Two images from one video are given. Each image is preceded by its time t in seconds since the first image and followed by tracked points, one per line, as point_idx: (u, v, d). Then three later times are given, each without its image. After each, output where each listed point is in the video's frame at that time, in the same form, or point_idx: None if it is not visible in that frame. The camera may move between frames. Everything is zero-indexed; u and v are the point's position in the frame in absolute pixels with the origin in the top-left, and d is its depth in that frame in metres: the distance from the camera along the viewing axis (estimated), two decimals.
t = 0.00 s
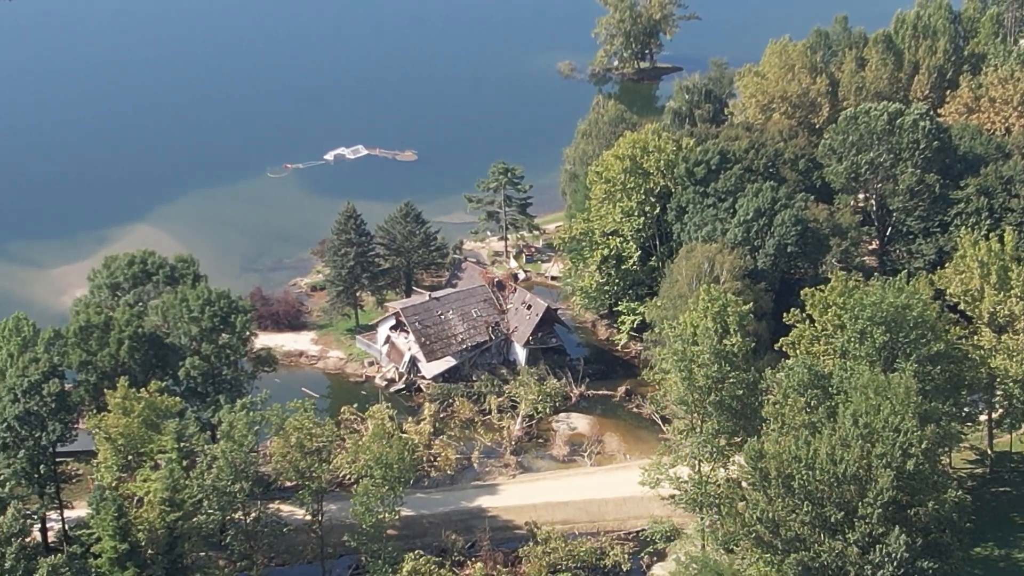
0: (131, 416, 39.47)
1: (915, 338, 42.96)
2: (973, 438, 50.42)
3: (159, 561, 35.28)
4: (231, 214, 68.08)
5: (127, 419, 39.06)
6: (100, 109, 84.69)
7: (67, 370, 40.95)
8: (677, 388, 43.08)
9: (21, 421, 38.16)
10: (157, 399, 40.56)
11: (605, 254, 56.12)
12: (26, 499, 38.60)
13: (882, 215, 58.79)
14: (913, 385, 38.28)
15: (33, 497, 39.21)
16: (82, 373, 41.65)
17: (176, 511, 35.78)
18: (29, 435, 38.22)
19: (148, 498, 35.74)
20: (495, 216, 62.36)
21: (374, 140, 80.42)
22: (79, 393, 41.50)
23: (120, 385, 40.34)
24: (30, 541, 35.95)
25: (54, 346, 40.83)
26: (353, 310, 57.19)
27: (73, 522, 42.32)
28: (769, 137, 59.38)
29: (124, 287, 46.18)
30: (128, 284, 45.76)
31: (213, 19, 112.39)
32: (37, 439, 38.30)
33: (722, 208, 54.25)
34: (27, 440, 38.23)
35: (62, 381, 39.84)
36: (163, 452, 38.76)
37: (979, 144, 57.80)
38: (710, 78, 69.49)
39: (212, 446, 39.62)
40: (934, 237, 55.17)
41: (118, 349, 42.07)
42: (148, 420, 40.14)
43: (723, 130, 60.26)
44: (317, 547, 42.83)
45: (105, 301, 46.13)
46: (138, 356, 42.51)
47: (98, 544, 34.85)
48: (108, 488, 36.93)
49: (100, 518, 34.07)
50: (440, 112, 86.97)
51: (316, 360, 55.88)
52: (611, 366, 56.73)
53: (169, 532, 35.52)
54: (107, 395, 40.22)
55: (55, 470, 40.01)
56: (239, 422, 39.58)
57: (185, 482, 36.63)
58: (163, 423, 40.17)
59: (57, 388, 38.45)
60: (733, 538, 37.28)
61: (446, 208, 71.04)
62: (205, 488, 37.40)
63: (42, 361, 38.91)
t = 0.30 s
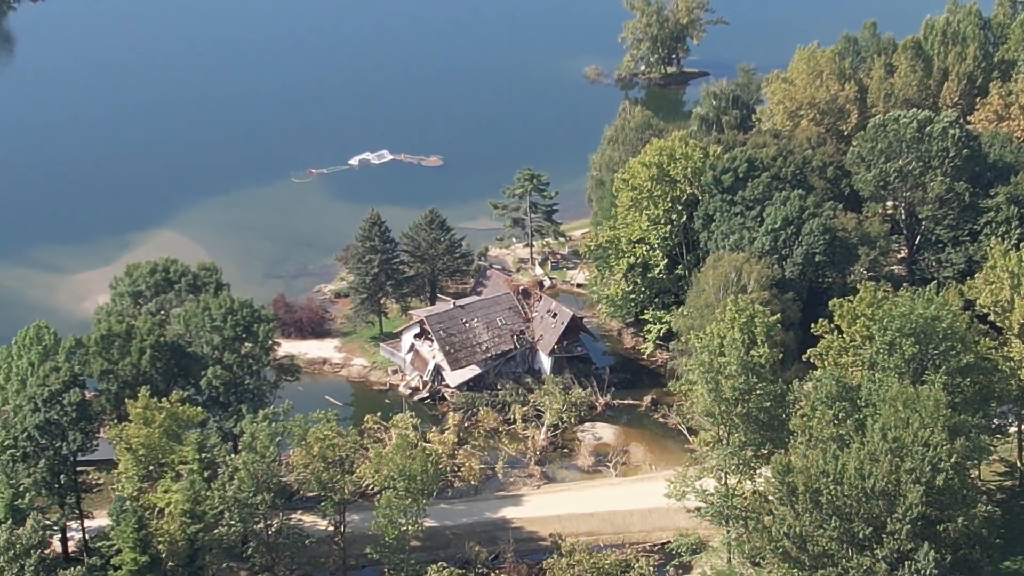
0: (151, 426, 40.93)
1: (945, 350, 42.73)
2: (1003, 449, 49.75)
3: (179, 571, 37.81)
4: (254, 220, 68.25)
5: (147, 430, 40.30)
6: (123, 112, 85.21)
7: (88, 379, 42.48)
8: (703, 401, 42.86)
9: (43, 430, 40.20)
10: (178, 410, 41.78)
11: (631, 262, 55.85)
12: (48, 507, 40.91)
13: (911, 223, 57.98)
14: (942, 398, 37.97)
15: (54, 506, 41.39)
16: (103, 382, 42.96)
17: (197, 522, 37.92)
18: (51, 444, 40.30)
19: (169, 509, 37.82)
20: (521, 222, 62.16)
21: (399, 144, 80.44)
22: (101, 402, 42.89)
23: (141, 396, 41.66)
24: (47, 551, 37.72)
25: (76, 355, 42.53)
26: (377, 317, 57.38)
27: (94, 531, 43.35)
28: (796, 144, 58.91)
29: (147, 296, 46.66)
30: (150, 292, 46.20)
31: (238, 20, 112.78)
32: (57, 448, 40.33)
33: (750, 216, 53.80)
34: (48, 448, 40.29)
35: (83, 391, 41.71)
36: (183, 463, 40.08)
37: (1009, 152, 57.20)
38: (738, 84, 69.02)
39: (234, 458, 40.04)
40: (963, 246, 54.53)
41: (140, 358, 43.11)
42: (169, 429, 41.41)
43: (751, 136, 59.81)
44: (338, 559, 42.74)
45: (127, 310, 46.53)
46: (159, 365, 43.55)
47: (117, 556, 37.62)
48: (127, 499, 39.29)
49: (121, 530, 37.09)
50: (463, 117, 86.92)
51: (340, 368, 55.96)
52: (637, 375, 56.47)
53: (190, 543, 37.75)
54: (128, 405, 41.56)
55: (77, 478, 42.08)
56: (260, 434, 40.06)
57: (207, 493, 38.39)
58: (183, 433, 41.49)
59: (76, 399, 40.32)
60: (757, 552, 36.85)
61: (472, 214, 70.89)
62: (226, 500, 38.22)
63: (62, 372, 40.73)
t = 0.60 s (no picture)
0: (156, 438, 40.78)
1: (958, 361, 42.33)
2: (1016, 461, 49.16)
3: None
4: (261, 226, 67.94)
5: (151, 442, 40.16)
6: (130, 117, 85.03)
7: (92, 390, 42.38)
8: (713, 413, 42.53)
9: (45, 441, 40.31)
10: (183, 421, 41.72)
11: (641, 270, 55.24)
12: (52, 520, 41.01)
13: (923, 231, 57.30)
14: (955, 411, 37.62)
15: (57, 519, 41.44)
16: (107, 393, 42.83)
17: (201, 536, 37.64)
18: (54, 455, 40.42)
19: (173, 522, 37.57)
20: (529, 229, 61.79)
21: (407, 150, 80.06)
22: (104, 413, 42.70)
23: (145, 407, 41.54)
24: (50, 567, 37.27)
25: (79, 366, 42.39)
26: (384, 325, 56.95)
27: (97, 544, 43.52)
28: (807, 151, 58.45)
29: (151, 306, 46.34)
30: (155, 302, 45.92)
31: (245, 24, 112.67)
32: (60, 460, 40.44)
33: (760, 224, 53.30)
34: (51, 460, 40.43)
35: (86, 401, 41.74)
36: (188, 475, 39.82)
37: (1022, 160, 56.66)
38: (748, 90, 68.58)
39: (239, 470, 39.98)
40: (976, 255, 54.02)
41: (144, 369, 43.04)
42: (173, 441, 41.25)
43: (761, 144, 59.38)
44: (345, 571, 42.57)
45: (132, 320, 46.19)
46: (164, 376, 43.49)
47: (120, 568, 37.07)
48: (132, 512, 39.25)
49: (125, 543, 36.58)
50: (470, 121, 86.84)
51: (347, 377, 55.65)
52: (646, 385, 56.06)
53: (194, 557, 37.57)
54: (132, 417, 41.42)
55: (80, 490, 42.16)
56: (265, 446, 39.84)
57: (211, 506, 38.07)
58: (188, 445, 41.26)
59: (80, 410, 40.46)
60: (769, 567, 35.75)
61: (479, 220, 70.22)
62: (230, 513, 38.01)
63: (66, 382, 40.79)
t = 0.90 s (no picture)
0: (151, 451, 40.03)
1: (962, 373, 41.66)
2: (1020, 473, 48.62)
3: None
4: (259, 233, 67.43)
5: (147, 456, 39.42)
6: (127, 123, 84.57)
7: (86, 402, 41.58)
8: (715, 426, 42.11)
9: (39, 454, 39.56)
10: (179, 434, 40.92)
11: (641, 279, 54.84)
12: (44, 534, 40.66)
13: (926, 239, 56.94)
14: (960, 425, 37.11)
15: (51, 532, 41.17)
16: (102, 406, 41.96)
17: (197, 552, 37.05)
18: (48, 469, 39.74)
19: (168, 537, 36.98)
20: (529, 237, 61.27)
21: (405, 156, 79.54)
22: (99, 425, 42.02)
23: (140, 419, 40.70)
24: None
25: (74, 378, 41.77)
26: (382, 334, 56.46)
27: (91, 557, 43.33)
28: (810, 159, 57.94)
29: (146, 317, 45.86)
30: (151, 313, 45.42)
31: (245, 28, 112.27)
32: (54, 473, 39.80)
33: (762, 233, 52.74)
34: (45, 473, 39.80)
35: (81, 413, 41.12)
36: (183, 490, 39.24)
37: None
38: (750, 96, 68.01)
39: (235, 485, 39.46)
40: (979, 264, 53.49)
41: (140, 381, 42.40)
42: (169, 455, 40.64)
43: (763, 151, 58.90)
44: None
45: (127, 331, 45.83)
46: (160, 388, 42.84)
47: None
48: (127, 528, 38.50)
49: (119, 559, 36.55)
50: (470, 127, 86.36)
51: (344, 387, 55.15)
52: (647, 395, 55.55)
53: (189, 573, 36.86)
54: (127, 430, 40.64)
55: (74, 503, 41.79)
56: (262, 460, 39.42)
57: (207, 521, 37.52)
58: (184, 458, 40.66)
59: (75, 423, 39.81)
60: None
61: (479, 227, 69.77)
62: (226, 527, 37.42)
63: (60, 395, 40.17)
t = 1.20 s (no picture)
0: (146, 466, 39.50)
1: (967, 387, 41.00)
2: None
3: None
4: (257, 240, 66.91)
5: (142, 471, 38.90)
6: (124, 129, 83.98)
7: (81, 416, 41.28)
8: (717, 441, 41.64)
9: (33, 468, 39.17)
10: (174, 449, 40.35)
11: (642, 288, 54.32)
12: (40, 548, 40.88)
13: (930, 247, 56.34)
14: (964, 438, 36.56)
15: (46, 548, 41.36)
16: (96, 419, 41.68)
17: (192, 568, 36.47)
18: (42, 483, 39.38)
19: (163, 553, 36.42)
20: (529, 245, 60.71)
21: (404, 162, 78.98)
22: (93, 439, 41.57)
23: (135, 433, 40.19)
24: None
25: (68, 392, 41.37)
26: (381, 344, 55.90)
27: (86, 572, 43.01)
28: (812, 167, 57.40)
29: (141, 329, 45.22)
30: (146, 325, 44.77)
31: (243, 32, 111.71)
32: (48, 487, 39.43)
33: (764, 243, 52.18)
34: (39, 487, 39.41)
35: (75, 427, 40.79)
36: (179, 505, 38.71)
37: None
38: (752, 103, 67.44)
39: (231, 500, 38.88)
40: (983, 273, 52.95)
41: (135, 395, 41.92)
42: (164, 469, 40.06)
43: (765, 159, 58.40)
44: None
45: (122, 343, 45.16)
46: (155, 401, 42.32)
47: None
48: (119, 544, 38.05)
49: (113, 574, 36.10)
50: (469, 133, 85.84)
51: (342, 398, 54.56)
52: (648, 405, 54.99)
53: None
54: (121, 444, 40.06)
55: (69, 517, 41.77)
56: (258, 474, 38.86)
57: (202, 537, 36.96)
58: (179, 473, 40.08)
59: (68, 437, 39.40)
60: None
61: (478, 234, 69.17)
62: (222, 543, 36.82)
63: (53, 409, 39.73)
